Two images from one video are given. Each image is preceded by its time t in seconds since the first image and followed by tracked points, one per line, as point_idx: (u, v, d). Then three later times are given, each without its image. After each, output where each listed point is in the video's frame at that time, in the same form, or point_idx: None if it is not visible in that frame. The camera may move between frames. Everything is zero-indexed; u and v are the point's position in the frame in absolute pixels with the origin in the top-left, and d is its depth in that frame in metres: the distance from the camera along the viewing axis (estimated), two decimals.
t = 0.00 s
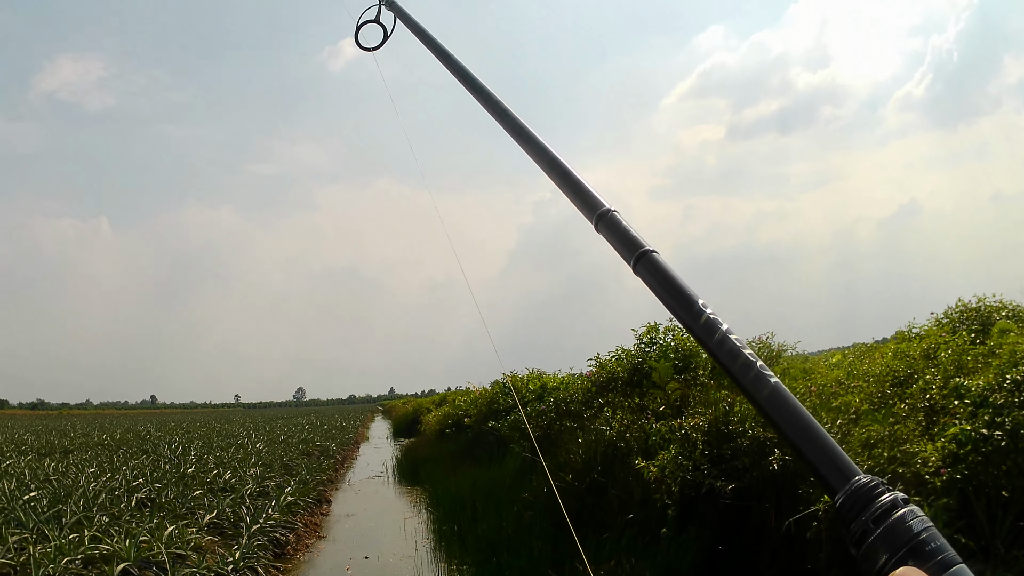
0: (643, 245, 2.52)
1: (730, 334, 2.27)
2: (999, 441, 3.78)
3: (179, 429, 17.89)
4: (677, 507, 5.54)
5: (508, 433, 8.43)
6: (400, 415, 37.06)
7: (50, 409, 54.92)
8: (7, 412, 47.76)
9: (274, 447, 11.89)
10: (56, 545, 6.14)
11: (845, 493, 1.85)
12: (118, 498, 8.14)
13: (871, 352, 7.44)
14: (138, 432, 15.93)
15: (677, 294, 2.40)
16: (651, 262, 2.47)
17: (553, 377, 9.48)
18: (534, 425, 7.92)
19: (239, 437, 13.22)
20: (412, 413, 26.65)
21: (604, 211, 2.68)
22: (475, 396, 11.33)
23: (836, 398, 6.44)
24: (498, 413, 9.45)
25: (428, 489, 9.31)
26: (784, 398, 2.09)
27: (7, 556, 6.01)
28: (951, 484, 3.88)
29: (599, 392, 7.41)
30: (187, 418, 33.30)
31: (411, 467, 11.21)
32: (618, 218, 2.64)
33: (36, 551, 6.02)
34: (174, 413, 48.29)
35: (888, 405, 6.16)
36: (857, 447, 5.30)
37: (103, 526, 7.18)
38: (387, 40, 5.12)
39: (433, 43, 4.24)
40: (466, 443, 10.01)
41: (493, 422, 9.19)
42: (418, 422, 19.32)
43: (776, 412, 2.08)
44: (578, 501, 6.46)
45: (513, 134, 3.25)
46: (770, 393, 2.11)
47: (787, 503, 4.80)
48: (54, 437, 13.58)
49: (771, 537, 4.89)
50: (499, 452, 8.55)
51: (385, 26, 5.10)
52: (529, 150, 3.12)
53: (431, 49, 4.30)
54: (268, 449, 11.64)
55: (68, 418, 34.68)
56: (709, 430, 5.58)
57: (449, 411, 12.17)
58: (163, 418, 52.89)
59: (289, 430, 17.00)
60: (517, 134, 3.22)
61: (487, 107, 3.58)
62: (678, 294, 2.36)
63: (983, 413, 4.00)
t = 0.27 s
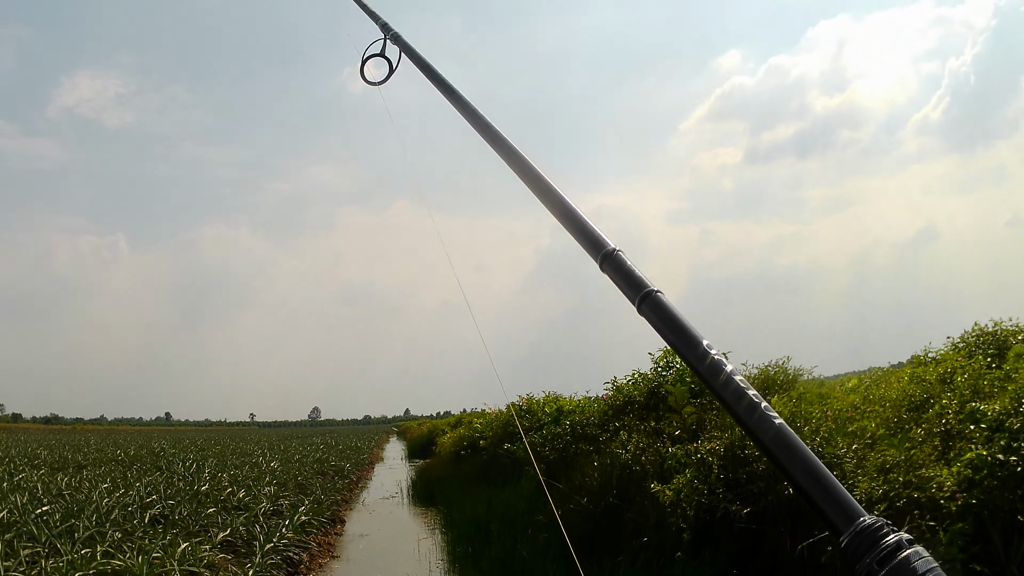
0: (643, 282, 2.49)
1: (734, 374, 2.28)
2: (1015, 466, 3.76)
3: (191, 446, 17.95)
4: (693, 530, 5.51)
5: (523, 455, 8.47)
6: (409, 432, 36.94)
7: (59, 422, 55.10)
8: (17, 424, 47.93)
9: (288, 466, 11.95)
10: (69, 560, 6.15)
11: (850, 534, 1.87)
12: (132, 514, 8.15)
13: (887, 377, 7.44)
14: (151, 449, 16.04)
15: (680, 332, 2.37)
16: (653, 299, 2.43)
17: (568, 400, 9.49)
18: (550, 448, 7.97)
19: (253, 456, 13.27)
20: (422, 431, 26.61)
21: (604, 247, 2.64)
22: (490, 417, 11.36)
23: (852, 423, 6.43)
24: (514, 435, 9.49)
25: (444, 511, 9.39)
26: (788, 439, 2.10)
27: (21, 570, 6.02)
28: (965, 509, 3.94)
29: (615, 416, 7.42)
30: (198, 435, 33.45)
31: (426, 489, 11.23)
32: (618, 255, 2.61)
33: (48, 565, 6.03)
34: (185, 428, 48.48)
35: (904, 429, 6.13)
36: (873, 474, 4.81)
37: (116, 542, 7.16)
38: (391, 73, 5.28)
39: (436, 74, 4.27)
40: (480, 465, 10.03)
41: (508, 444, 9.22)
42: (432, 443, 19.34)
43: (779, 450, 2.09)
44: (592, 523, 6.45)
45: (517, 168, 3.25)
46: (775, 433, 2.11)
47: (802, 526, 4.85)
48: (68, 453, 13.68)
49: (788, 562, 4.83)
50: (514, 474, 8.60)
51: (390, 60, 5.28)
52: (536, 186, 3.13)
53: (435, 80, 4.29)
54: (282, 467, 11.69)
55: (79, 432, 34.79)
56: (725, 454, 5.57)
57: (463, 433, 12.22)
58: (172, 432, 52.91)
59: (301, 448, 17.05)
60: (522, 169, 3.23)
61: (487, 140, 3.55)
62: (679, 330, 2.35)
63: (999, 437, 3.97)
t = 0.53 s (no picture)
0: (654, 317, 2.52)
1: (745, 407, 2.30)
2: None
3: (202, 460, 18.01)
4: (706, 545, 5.46)
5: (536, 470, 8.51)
6: (421, 446, 36.90)
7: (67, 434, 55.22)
8: (26, 436, 48.07)
9: (300, 480, 11.98)
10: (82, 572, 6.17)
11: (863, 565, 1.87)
12: (144, 528, 8.18)
13: (900, 391, 7.44)
14: (164, 463, 16.13)
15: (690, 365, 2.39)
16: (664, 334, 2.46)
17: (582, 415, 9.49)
18: (563, 461, 7.98)
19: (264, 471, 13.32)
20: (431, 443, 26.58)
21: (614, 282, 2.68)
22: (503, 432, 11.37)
23: (864, 436, 6.42)
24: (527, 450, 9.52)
25: (457, 527, 9.43)
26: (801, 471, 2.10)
27: None
28: (977, 521, 3.95)
29: (628, 430, 7.43)
30: (211, 449, 33.60)
31: (439, 505, 11.25)
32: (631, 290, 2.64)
33: None
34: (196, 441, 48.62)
35: (917, 443, 6.11)
36: (885, 486, 4.82)
37: (129, 555, 7.17)
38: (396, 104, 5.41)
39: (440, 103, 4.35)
40: (493, 480, 10.05)
41: (521, 460, 9.25)
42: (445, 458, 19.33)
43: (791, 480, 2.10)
44: (605, 538, 6.45)
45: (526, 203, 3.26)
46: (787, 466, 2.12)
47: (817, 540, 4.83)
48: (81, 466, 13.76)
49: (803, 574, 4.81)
50: (526, 489, 8.63)
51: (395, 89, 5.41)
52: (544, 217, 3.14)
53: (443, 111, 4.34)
54: (294, 482, 11.74)
55: (89, 445, 34.89)
56: (739, 468, 5.52)
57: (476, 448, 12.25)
58: (185, 445, 53.09)
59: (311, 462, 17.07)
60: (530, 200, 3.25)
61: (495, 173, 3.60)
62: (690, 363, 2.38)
63: (1011, 449, 3.98)
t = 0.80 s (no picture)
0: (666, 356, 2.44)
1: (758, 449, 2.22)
2: None
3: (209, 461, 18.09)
4: (712, 547, 5.43)
5: (544, 472, 8.53)
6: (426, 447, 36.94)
7: (72, 433, 55.36)
8: (31, 436, 48.21)
9: (307, 481, 12.00)
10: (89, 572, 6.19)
11: None
12: (150, 527, 8.20)
13: (907, 393, 7.43)
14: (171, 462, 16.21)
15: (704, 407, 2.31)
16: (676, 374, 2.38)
17: (588, 416, 9.49)
18: (570, 463, 7.99)
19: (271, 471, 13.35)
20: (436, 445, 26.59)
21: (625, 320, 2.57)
22: (510, 433, 11.37)
23: (872, 439, 6.41)
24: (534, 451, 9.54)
25: (463, 528, 9.45)
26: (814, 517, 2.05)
27: None
28: (984, 524, 3.94)
29: (635, 432, 7.43)
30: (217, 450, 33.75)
31: (446, 507, 11.27)
32: (639, 326, 2.56)
33: None
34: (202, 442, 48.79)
35: (924, 445, 6.09)
36: (892, 489, 4.72)
37: (135, 554, 7.18)
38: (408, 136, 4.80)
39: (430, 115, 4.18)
40: (500, 481, 10.08)
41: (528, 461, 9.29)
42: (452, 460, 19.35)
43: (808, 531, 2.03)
44: (613, 540, 6.45)
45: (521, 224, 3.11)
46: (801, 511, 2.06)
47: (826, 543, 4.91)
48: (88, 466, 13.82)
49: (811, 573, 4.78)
50: (533, 491, 8.64)
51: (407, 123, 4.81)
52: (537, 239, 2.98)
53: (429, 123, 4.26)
54: (300, 482, 11.78)
55: (95, 445, 34.98)
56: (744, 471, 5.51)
57: (483, 449, 12.23)
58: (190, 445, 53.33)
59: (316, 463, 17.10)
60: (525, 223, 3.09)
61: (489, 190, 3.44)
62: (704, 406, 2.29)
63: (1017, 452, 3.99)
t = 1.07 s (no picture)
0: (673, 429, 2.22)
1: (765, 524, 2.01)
2: None
3: (211, 455, 18.13)
4: (716, 543, 5.36)
5: (545, 467, 8.55)
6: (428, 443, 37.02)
7: (74, 429, 55.43)
8: (33, 431, 48.28)
9: (308, 476, 12.01)
10: (90, 567, 6.20)
11: None
12: (152, 522, 8.20)
13: (909, 390, 7.43)
14: (174, 457, 16.26)
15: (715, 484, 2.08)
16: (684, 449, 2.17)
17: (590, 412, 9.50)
18: (571, 459, 8.00)
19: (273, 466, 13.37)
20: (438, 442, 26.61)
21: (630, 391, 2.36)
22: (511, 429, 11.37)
23: (874, 436, 6.41)
24: (535, 447, 9.56)
25: (465, 523, 9.46)
26: None
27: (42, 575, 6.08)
28: (987, 521, 3.92)
29: (637, 427, 7.44)
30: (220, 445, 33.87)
31: (447, 501, 11.29)
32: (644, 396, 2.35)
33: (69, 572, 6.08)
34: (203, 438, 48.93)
35: (926, 442, 6.09)
36: (895, 486, 4.69)
37: (137, 550, 7.18)
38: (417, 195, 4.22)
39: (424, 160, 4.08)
40: (501, 476, 10.10)
41: (530, 456, 9.30)
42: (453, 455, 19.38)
43: None
44: (614, 535, 6.44)
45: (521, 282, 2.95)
46: None
47: (824, 539, 5.06)
48: (90, 460, 13.85)
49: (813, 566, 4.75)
50: (535, 487, 8.68)
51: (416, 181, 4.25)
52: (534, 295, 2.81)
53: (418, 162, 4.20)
54: (302, 477, 11.79)
55: (97, 441, 35.03)
56: (747, 466, 5.63)
57: (485, 444, 12.22)
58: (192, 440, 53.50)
59: (318, 459, 17.12)
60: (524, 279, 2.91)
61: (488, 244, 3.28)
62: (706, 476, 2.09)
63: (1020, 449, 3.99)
